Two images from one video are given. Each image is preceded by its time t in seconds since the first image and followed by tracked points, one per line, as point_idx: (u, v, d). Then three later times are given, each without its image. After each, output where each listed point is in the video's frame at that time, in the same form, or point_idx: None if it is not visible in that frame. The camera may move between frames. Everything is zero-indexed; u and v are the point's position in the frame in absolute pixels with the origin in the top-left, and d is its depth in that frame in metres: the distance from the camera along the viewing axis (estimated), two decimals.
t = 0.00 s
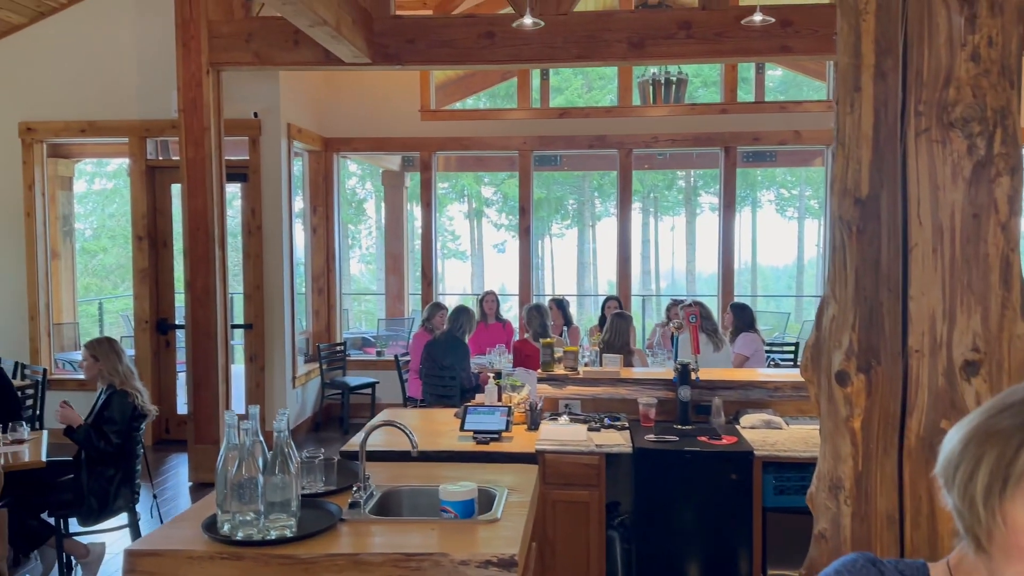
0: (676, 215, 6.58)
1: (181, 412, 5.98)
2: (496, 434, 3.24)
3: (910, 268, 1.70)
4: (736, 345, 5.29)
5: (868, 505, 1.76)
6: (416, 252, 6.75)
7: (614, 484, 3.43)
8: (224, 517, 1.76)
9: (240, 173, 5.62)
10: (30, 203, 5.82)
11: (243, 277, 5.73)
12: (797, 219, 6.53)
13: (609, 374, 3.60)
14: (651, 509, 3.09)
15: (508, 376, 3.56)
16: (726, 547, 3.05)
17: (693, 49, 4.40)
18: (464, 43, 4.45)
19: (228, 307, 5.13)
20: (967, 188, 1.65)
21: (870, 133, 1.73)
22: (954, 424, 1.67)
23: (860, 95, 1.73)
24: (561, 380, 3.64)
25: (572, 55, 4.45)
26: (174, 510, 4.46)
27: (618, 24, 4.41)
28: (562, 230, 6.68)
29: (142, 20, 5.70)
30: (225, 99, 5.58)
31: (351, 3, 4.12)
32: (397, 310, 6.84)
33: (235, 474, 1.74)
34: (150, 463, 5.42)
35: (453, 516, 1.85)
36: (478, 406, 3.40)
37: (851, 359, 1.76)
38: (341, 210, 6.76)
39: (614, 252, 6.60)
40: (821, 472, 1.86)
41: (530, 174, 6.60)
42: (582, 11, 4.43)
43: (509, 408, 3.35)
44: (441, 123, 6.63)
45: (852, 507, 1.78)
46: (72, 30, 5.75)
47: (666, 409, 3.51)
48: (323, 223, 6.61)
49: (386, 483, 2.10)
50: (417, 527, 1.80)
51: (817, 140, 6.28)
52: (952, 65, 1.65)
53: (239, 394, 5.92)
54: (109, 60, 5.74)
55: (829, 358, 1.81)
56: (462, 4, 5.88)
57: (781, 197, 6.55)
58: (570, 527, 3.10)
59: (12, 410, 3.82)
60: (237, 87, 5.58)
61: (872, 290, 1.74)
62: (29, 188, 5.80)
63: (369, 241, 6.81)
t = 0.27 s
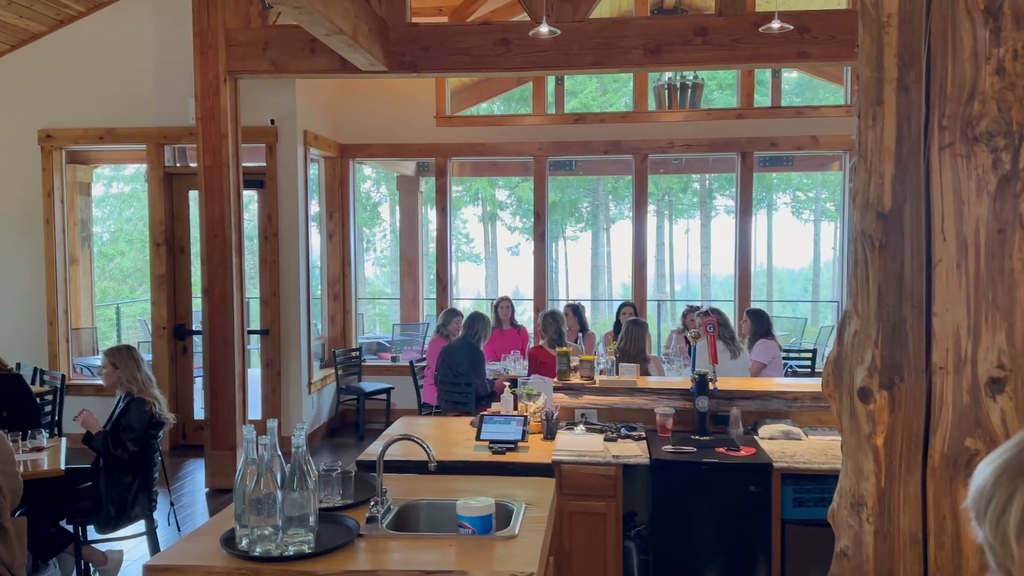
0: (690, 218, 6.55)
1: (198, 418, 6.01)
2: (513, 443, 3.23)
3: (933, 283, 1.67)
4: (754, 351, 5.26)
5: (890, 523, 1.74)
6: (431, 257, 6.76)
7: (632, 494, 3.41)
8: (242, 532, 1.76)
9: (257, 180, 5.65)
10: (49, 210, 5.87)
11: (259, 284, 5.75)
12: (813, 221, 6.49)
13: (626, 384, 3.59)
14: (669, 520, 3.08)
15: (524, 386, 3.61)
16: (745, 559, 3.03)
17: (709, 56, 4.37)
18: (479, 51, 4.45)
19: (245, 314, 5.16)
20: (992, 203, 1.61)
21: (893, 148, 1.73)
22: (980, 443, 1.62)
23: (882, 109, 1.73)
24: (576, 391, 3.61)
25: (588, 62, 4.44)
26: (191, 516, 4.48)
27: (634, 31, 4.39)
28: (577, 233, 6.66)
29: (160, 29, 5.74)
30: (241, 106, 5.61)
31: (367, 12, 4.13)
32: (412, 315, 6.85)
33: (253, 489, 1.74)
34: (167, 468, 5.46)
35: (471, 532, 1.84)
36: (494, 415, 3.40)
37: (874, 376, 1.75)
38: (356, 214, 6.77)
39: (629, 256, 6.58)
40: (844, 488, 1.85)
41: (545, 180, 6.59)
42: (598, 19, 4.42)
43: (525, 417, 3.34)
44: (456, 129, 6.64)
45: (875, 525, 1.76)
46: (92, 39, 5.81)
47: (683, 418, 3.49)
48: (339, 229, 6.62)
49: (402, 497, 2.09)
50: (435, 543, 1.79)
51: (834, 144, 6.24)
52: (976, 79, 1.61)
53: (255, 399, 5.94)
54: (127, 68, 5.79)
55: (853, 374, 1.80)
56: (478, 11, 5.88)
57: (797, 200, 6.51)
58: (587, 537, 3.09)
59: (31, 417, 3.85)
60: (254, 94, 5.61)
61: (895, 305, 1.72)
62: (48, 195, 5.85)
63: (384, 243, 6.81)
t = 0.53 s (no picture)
0: (698, 220, 6.53)
1: (207, 423, 6.03)
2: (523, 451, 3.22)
3: (949, 297, 1.66)
4: (765, 357, 5.24)
5: (905, 539, 1.72)
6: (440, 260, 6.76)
7: (642, 503, 3.40)
8: (253, 545, 1.75)
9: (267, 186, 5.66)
10: (60, 216, 5.90)
11: (269, 289, 5.76)
12: (822, 224, 6.46)
13: (637, 392, 3.58)
14: (680, 529, 3.07)
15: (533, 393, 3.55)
16: (756, 569, 3.02)
17: (719, 61, 4.36)
18: (489, 58, 4.45)
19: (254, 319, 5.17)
20: (1008, 217, 1.59)
21: (908, 160, 1.71)
22: (996, 458, 1.61)
23: (897, 120, 1.71)
24: (587, 399, 3.62)
25: (598, 68, 4.44)
26: (201, 522, 4.49)
27: (643, 37, 4.39)
28: (586, 237, 6.65)
29: (171, 35, 5.77)
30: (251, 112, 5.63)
31: (378, 19, 4.14)
32: (421, 319, 6.85)
33: (264, 502, 1.73)
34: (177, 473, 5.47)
35: (482, 544, 1.83)
36: (504, 423, 3.39)
37: (888, 390, 1.74)
38: (365, 216, 6.79)
39: (637, 258, 6.57)
40: (858, 501, 1.84)
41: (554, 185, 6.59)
42: (608, 25, 4.41)
43: (535, 425, 3.33)
44: (465, 135, 6.64)
45: (889, 540, 1.74)
46: (103, 46, 5.84)
47: (694, 427, 3.48)
48: (348, 234, 6.63)
49: (413, 508, 2.09)
50: (446, 557, 1.79)
51: (845, 149, 6.21)
52: (992, 90, 1.60)
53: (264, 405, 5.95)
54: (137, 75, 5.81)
55: (867, 388, 1.78)
56: (487, 17, 5.89)
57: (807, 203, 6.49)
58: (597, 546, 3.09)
59: (44, 424, 3.87)
60: (265, 101, 5.64)
61: (910, 319, 1.70)
62: (59, 201, 5.88)
63: (392, 246, 6.84)
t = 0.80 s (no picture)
0: (699, 223, 6.53)
1: (208, 428, 6.02)
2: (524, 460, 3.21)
3: (952, 310, 1.65)
4: (767, 362, 5.24)
5: (908, 553, 1.71)
6: (441, 265, 6.76)
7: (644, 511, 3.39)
8: (253, 558, 1.73)
9: (268, 192, 5.66)
10: (61, 221, 5.90)
11: (270, 295, 5.76)
12: (823, 227, 6.45)
13: (638, 399, 3.57)
14: (682, 537, 3.06)
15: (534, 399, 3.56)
16: None
17: (720, 67, 4.36)
18: (491, 64, 4.45)
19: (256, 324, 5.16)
20: (1011, 229, 1.59)
21: (910, 172, 1.71)
22: (999, 472, 1.59)
23: (900, 132, 1.71)
24: (588, 406, 3.61)
25: (599, 75, 4.43)
26: (201, 529, 4.48)
27: (645, 43, 4.38)
28: (588, 240, 6.64)
29: (173, 41, 5.77)
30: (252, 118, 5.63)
31: (379, 26, 4.14)
32: (423, 323, 6.84)
33: (265, 515, 1.73)
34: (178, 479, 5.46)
35: (483, 557, 1.82)
36: (506, 431, 3.38)
37: (891, 403, 1.73)
38: (367, 220, 6.79)
39: (639, 261, 6.56)
40: (862, 514, 1.83)
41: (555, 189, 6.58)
42: (609, 31, 4.41)
43: (536, 434, 3.32)
44: (466, 140, 6.64)
45: (892, 554, 1.73)
46: (104, 52, 5.84)
47: (696, 434, 3.47)
48: (349, 239, 6.63)
49: (413, 520, 2.08)
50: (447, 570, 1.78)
51: (846, 154, 6.21)
52: (995, 103, 1.59)
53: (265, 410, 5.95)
54: (139, 81, 5.82)
55: (870, 401, 1.78)
56: (488, 22, 5.89)
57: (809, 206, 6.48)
58: (599, 554, 3.08)
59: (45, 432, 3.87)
60: (267, 107, 5.64)
61: (913, 331, 1.70)
62: (61, 207, 5.88)
63: (393, 249, 6.83)
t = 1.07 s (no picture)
0: (694, 226, 6.53)
1: (200, 433, 6.00)
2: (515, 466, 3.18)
3: (941, 318, 1.65)
4: (759, 365, 5.23)
5: (897, 561, 1.70)
6: (434, 268, 6.75)
7: (636, 516, 3.39)
8: (240, 568, 1.72)
9: (260, 196, 5.65)
10: (52, 225, 5.87)
11: (262, 299, 5.74)
12: (816, 229, 6.46)
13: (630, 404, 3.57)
14: (673, 544, 3.05)
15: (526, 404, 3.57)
16: None
17: (712, 72, 4.36)
18: (484, 68, 4.45)
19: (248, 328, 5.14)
20: (998, 236, 1.60)
21: (899, 179, 1.70)
22: (988, 479, 1.60)
23: (888, 140, 1.70)
24: (581, 411, 3.58)
25: (592, 79, 4.43)
26: (192, 535, 4.46)
27: (637, 48, 4.39)
28: (583, 243, 6.64)
29: (165, 45, 5.76)
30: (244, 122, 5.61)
31: (371, 30, 4.13)
32: (417, 327, 6.83)
33: (252, 525, 1.72)
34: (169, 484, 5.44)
35: (472, 567, 1.81)
36: (497, 436, 3.37)
37: (880, 411, 1.72)
38: (362, 222, 6.77)
39: (633, 264, 6.56)
40: (850, 522, 1.83)
41: (549, 193, 6.58)
42: (601, 36, 4.41)
43: (528, 439, 3.31)
44: (459, 144, 6.63)
45: (881, 563, 1.73)
46: (95, 55, 5.83)
47: (688, 439, 3.47)
48: (342, 242, 6.62)
49: (402, 528, 2.07)
50: None
51: (838, 157, 6.22)
52: (982, 111, 1.60)
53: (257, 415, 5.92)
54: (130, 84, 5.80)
55: (859, 409, 1.77)
56: (481, 26, 5.89)
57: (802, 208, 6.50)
58: (590, 560, 3.07)
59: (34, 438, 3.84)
60: (258, 109, 5.62)
61: (902, 339, 1.69)
62: (51, 211, 5.86)
63: (388, 252, 6.80)
